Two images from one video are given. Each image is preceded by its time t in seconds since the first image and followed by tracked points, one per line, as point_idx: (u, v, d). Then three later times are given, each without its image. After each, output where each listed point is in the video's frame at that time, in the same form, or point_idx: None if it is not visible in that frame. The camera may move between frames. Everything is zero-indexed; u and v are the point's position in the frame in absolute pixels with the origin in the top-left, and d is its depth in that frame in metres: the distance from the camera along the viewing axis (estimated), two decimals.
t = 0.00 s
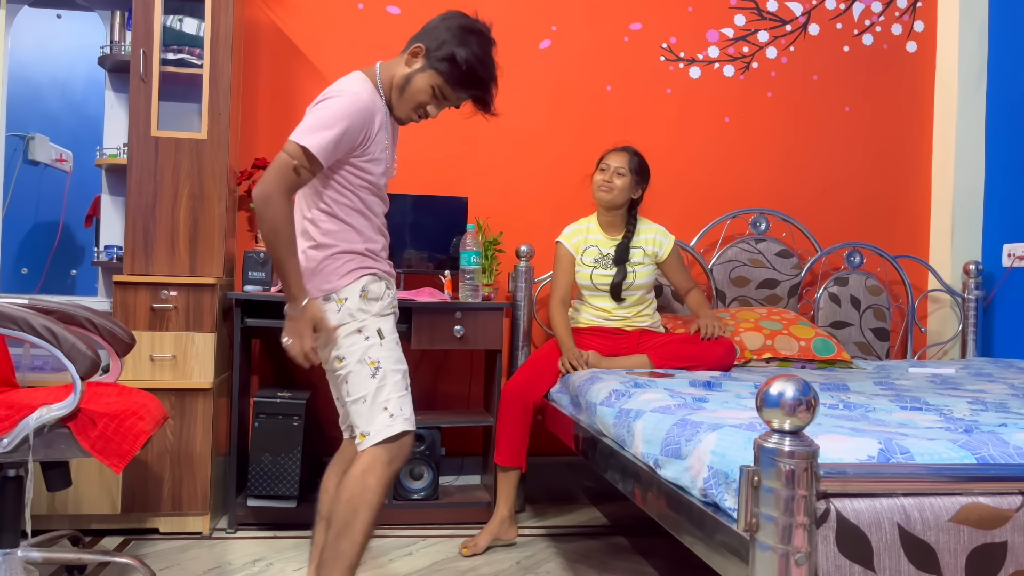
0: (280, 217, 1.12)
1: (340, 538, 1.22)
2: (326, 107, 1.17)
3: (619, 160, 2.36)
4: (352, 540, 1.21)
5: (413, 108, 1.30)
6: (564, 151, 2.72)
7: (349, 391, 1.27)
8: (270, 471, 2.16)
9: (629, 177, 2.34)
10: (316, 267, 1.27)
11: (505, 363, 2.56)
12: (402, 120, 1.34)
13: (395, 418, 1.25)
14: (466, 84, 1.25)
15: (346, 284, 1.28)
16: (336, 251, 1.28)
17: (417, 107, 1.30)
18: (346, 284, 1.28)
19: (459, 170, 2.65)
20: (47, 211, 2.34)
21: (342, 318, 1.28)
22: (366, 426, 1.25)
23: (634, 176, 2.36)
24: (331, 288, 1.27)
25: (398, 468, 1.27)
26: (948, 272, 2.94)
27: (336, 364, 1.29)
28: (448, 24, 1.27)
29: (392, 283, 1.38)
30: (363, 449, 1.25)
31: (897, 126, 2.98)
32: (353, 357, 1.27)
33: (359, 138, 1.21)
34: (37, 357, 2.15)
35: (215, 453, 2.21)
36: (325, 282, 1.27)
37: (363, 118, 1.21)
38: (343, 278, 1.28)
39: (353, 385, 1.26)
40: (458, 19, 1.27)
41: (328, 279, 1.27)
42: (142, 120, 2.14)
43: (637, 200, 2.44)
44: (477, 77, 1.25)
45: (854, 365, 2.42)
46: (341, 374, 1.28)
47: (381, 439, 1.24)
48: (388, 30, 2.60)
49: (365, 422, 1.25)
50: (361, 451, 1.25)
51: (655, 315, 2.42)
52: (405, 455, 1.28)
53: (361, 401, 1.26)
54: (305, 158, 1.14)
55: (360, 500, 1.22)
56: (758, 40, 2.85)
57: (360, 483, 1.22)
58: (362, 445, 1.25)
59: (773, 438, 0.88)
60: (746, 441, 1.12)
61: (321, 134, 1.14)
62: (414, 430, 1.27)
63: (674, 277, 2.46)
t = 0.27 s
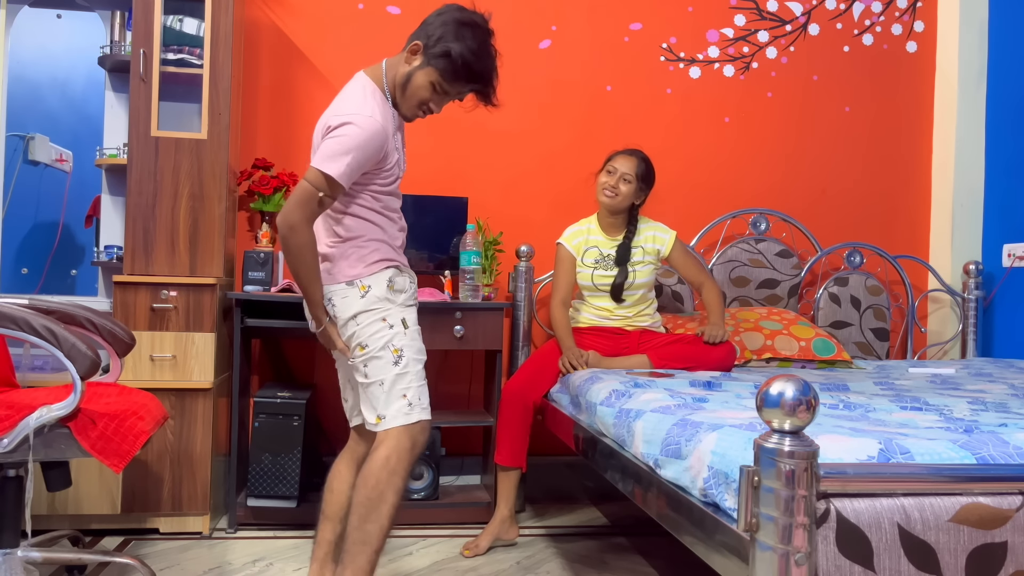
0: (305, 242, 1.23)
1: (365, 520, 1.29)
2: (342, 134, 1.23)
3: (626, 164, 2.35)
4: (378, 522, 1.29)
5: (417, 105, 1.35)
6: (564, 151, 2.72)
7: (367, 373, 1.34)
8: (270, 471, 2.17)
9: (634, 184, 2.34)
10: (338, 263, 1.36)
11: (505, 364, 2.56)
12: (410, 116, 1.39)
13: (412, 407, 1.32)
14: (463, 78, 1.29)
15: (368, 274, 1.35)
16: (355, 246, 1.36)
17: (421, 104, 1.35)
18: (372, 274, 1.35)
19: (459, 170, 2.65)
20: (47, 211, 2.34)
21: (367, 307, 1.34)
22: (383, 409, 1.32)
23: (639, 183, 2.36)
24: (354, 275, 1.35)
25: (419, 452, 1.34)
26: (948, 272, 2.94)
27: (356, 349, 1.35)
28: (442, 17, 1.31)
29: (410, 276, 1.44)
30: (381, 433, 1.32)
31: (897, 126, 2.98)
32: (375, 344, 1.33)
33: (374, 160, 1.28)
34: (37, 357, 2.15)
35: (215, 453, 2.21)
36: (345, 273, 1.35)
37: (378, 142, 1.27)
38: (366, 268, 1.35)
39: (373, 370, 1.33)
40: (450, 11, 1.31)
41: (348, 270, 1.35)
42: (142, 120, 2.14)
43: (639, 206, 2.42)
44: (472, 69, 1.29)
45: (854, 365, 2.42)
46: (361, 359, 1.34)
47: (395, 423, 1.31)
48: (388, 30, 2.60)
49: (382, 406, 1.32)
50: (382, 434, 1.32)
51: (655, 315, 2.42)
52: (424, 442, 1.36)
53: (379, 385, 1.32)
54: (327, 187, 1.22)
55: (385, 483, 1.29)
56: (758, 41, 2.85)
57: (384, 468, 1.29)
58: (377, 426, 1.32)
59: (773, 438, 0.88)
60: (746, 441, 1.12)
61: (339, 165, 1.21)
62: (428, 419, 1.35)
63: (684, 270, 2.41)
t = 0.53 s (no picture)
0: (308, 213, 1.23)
1: (358, 523, 1.31)
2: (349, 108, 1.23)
3: (621, 167, 2.32)
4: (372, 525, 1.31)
5: (442, 90, 1.41)
6: (564, 151, 2.72)
7: (365, 367, 1.34)
8: (270, 471, 2.17)
9: (630, 187, 2.33)
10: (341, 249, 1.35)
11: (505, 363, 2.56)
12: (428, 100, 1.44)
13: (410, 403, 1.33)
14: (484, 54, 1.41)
15: (371, 265, 1.34)
16: (359, 234, 1.35)
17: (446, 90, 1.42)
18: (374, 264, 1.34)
19: (459, 170, 2.65)
20: (47, 211, 2.34)
21: (366, 299, 1.34)
22: (381, 403, 1.32)
23: (635, 185, 2.35)
24: (355, 266, 1.34)
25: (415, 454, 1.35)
26: (948, 272, 2.94)
27: (354, 342, 1.34)
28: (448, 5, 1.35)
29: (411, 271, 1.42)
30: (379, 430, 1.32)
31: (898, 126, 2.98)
32: (374, 339, 1.32)
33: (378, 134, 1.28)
34: (37, 357, 2.15)
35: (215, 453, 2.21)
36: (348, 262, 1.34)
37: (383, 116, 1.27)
38: (368, 259, 1.34)
39: (370, 364, 1.33)
40: None
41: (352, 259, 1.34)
42: (142, 120, 2.14)
43: (635, 205, 2.43)
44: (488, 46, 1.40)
45: (854, 365, 2.41)
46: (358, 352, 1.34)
47: (393, 418, 1.31)
48: (388, 30, 2.60)
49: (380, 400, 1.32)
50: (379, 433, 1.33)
51: (655, 315, 2.42)
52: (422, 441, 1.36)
53: (376, 379, 1.32)
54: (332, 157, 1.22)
55: (379, 486, 1.31)
56: (758, 41, 2.85)
57: (378, 471, 1.31)
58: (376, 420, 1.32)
59: (773, 438, 0.88)
60: (746, 441, 1.12)
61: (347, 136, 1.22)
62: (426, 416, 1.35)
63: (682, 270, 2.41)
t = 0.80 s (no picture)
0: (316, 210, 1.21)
1: (354, 533, 1.27)
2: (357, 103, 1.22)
3: (621, 166, 2.33)
4: (368, 536, 1.27)
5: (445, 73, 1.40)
6: (564, 151, 2.72)
7: (364, 374, 1.30)
8: (270, 471, 2.17)
9: (630, 185, 2.33)
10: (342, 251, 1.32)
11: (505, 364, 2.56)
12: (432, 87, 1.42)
13: (411, 412, 1.28)
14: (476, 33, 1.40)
15: (373, 268, 1.31)
16: (361, 235, 1.32)
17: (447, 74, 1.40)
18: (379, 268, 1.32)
19: (459, 169, 2.65)
20: (47, 211, 2.34)
21: (368, 303, 1.30)
22: (381, 412, 1.28)
23: (635, 183, 2.36)
24: (358, 269, 1.31)
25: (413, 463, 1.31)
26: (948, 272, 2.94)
27: (353, 347, 1.30)
28: None
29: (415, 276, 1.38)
30: (378, 439, 1.28)
31: (897, 126, 2.98)
32: (373, 345, 1.29)
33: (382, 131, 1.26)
34: (37, 357, 2.15)
35: (215, 453, 2.21)
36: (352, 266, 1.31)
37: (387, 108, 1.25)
38: (370, 263, 1.31)
39: (369, 371, 1.29)
40: None
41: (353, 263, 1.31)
42: (142, 120, 2.14)
43: (634, 205, 2.43)
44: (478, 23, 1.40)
45: (854, 365, 2.41)
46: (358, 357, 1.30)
47: (394, 428, 1.27)
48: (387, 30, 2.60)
49: (379, 409, 1.28)
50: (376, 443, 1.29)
51: (655, 315, 2.42)
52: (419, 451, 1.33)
53: (375, 387, 1.28)
54: (340, 152, 1.21)
55: (375, 496, 1.27)
56: (758, 40, 2.85)
57: (375, 480, 1.27)
58: (376, 430, 1.28)
59: (773, 438, 0.88)
60: (746, 441, 1.12)
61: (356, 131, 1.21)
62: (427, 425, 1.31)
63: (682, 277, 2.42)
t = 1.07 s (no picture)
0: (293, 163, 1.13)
1: (343, 534, 1.23)
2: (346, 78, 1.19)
3: (623, 164, 2.37)
4: (358, 536, 1.23)
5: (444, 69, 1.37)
6: (564, 151, 2.72)
7: (354, 375, 1.24)
8: (271, 471, 2.17)
9: (638, 180, 2.37)
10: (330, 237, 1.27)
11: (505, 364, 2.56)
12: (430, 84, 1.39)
13: (403, 412, 1.24)
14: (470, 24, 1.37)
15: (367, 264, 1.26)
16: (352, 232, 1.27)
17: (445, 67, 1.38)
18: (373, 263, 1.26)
19: (459, 169, 2.65)
20: (47, 211, 2.34)
21: (362, 300, 1.24)
22: (373, 414, 1.23)
23: (641, 176, 2.39)
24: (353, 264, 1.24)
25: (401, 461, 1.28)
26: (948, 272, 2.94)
27: (343, 345, 1.24)
28: None
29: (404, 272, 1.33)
30: (367, 440, 1.24)
31: (897, 126, 2.98)
32: (366, 345, 1.23)
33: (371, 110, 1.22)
34: (37, 357, 2.15)
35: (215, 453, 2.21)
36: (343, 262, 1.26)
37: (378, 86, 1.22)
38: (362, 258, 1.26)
39: (361, 372, 1.23)
40: None
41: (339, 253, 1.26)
42: (141, 120, 2.14)
43: (644, 199, 2.46)
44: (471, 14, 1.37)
45: (854, 365, 2.41)
46: (349, 356, 1.24)
47: (386, 429, 1.23)
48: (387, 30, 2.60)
49: (371, 410, 1.23)
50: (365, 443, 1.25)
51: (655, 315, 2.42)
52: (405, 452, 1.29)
53: (366, 389, 1.23)
54: (320, 114, 1.15)
55: (364, 495, 1.23)
56: (758, 40, 2.85)
57: (363, 479, 1.23)
58: (366, 431, 1.23)
59: (773, 438, 0.88)
60: (746, 441, 1.12)
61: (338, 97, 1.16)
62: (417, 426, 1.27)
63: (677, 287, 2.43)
